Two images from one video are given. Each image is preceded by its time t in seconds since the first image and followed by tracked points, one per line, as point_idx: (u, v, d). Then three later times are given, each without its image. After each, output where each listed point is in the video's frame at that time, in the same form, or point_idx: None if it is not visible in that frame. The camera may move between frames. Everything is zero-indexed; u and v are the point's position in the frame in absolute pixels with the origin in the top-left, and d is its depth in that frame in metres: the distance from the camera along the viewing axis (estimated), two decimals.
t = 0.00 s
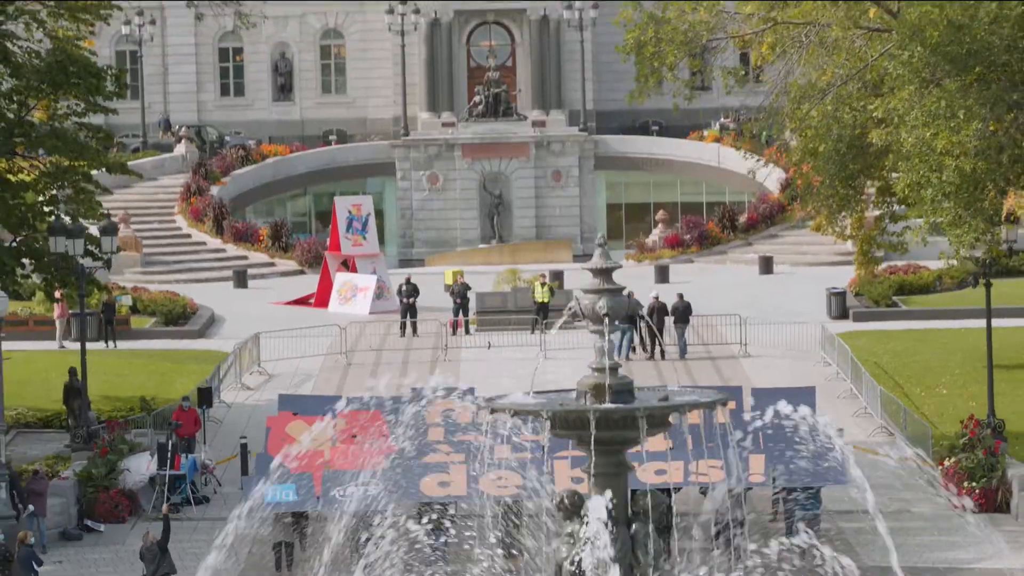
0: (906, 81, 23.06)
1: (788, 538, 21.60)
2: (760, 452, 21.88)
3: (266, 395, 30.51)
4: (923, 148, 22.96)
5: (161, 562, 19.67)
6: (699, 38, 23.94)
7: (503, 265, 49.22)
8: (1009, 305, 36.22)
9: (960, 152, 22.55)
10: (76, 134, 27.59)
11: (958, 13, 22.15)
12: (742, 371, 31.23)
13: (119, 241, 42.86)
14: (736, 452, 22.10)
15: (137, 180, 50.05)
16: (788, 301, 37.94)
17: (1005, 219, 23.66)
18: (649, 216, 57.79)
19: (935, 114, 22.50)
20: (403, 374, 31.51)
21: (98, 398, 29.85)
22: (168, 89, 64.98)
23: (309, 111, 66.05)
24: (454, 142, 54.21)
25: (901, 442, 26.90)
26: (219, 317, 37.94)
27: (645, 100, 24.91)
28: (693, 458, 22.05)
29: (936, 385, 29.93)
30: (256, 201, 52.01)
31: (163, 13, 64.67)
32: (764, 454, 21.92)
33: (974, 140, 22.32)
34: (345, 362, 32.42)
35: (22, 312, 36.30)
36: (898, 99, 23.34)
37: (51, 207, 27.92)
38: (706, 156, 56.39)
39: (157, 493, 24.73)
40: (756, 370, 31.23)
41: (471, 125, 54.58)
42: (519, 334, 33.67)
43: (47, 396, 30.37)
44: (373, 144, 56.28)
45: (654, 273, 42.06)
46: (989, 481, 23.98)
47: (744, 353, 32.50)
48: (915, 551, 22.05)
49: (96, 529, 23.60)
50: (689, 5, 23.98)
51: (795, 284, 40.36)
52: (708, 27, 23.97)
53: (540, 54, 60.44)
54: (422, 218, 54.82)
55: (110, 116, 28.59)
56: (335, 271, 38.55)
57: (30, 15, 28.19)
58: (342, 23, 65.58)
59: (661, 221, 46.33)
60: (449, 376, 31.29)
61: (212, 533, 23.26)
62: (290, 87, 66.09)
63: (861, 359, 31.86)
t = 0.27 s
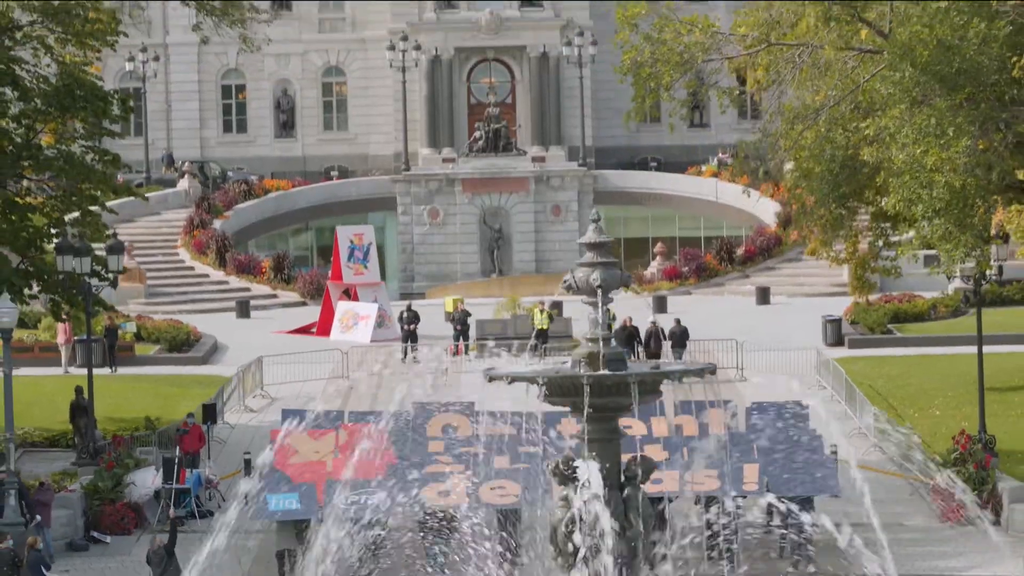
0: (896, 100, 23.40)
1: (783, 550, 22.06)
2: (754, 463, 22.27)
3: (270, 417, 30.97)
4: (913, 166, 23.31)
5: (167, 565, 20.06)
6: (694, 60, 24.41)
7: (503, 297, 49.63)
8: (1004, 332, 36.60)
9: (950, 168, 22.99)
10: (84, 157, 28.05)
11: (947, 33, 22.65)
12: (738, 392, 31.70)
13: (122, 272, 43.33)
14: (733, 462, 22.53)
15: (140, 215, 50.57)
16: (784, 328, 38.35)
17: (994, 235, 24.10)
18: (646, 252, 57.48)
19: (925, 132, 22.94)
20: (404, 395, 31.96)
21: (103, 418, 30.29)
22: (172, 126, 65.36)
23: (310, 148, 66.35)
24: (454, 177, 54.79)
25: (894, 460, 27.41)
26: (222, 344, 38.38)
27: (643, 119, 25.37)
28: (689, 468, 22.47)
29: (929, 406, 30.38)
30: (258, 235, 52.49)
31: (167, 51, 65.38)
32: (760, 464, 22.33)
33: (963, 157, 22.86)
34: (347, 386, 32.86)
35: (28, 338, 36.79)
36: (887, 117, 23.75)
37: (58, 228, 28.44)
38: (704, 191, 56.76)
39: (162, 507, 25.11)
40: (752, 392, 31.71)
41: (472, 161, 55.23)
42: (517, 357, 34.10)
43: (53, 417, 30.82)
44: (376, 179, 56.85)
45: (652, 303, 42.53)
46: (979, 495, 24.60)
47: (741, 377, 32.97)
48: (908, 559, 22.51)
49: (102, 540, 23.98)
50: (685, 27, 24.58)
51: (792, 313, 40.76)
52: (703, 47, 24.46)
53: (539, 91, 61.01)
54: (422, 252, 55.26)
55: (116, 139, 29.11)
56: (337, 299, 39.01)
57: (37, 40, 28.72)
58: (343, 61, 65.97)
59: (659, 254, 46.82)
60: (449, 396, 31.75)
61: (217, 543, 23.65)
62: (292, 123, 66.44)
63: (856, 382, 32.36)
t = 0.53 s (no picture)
0: (890, 115, 23.80)
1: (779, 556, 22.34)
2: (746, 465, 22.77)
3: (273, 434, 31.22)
4: (904, 179, 23.71)
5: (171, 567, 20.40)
6: (690, 77, 24.87)
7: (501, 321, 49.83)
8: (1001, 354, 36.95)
9: (942, 182, 23.36)
10: (90, 176, 28.43)
11: (938, 47, 23.12)
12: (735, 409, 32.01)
13: (125, 295, 43.67)
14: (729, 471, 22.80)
15: (143, 241, 50.93)
16: (782, 349, 38.66)
17: (986, 248, 24.49)
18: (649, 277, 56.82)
19: (918, 146, 23.35)
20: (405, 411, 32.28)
21: (108, 434, 30.64)
22: (175, 154, 65.66)
23: (312, 176, 66.62)
24: (455, 204, 55.17)
25: (890, 474, 27.77)
26: (225, 366, 38.72)
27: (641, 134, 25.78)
28: (689, 477, 22.72)
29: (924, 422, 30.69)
30: (261, 261, 52.80)
31: (169, 80, 65.82)
32: (756, 473, 22.60)
33: (955, 171, 23.25)
34: (348, 403, 33.17)
35: (33, 360, 37.16)
36: (879, 132, 24.12)
37: (64, 245, 28.80)
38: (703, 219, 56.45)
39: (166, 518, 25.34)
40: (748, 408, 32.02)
41: (472, 187, 55.61)
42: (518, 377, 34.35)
43: (58, 434, 31.16)
44: (378, 206, 57.24)
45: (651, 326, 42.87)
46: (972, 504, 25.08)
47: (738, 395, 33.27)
48: (902, 567, 22.81)
49: (108, 549, 24.17)
50: (682, 45, 25.08)
51: (791, 333, 41.07)
52: (699, 64, 24.96)
53: (540, 119, 61.43)
54: (423, 278, 55.55)
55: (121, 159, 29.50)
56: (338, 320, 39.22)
57: (44, 61, 29.09)
58: (345, 89, 66.34)
59: (657, 278, 47.18)
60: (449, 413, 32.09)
61: (222, 553, 23.91)
62: (294, 151, 66.77)
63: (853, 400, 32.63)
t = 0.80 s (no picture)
0: (882, 132, 24.16)
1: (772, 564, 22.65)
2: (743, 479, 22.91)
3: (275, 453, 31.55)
4: (897, 197, 24.11)
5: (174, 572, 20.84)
6: (687, 94, 25.69)
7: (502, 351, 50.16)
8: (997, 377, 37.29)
9: (934, 197, 23.62)
10: (96, 196, 28.89)
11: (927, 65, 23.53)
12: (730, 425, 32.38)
13: (128, 322, 44.08)
14: (723, 479, 23.13)
15: (147, 270, 51.33)
16: (779, 372, 39.02)
17: (976, 264, 24.81)
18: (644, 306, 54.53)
19: (911, 162, 23.74)
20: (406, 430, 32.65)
21: (112, 453, 31.04)
22: (178, 186, 65.95)
23: (315, 208, 66.90)
24: (455, 234, 55.56)
25: (882, 487, 28.09)
26: (228, 390, 39.10)
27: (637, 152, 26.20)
28: (682, 486, 23.04)
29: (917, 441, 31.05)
30: (265, 291, 53.10)
31: (173, 112, 66.04)
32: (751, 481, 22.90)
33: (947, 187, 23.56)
34: (349, 424, 33.55)
35: (39, 383, 37.60)
36: (869, 149, 24.64)
37: (69, 265, 29.25)
38: (703, 249, 56.13)
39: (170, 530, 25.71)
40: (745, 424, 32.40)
41: (473, 218, 56.03)
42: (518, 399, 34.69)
43: (64, 453, 31.58)
44: (380, 235, 57.74)
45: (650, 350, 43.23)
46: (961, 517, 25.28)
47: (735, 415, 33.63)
48: None
49: (112, 560, 24.58)
50: (677, 64, 25.80)
51: (790, 358, 41.39)
52: (696, 83, 25.75)
53: (540, 151, 61.90)
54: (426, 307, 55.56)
55: (126, 179, 29.95)
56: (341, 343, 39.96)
57: (50, 83, 29.54)
58: (348, 122, 66.60)
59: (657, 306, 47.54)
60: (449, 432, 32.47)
61: (226, 564, 24.26)
62: (297, 183, 66.96)
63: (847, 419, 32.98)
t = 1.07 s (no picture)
0: (873, 152, 24.84)
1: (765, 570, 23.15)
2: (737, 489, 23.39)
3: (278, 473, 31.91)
4: (887, 214, 24.85)
5: None
6: (682, 115, 26.25)
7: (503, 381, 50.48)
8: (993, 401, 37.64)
9: (924, 215, 24.44)
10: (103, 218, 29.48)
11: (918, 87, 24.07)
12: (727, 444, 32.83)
13: (133, 350, 44.36)
14: (715, 490, 23.59)
15: (151, 300, 51.79)
16: (775, 396, 39.50)
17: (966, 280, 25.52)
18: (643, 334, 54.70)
19: (900, 181, 24.43)
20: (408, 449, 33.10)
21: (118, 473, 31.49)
22: (181, 219, 65.12)
23: (317, 240, 65.71)
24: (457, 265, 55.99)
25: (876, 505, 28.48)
26: (231, 415, 39.52)
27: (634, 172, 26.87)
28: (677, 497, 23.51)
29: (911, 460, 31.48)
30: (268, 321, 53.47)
31: (178, 145, 65.27)
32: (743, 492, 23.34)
33: (936, 204, 24.30)
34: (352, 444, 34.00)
35: (45, 407, 38.09)
36: (860, 167, 25.19)
37: (77, 285, 29.72)
38: (703, 281, 56.17)
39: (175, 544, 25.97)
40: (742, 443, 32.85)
41: (475, 248, 56.54)
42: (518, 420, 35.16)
43: (69, 473, 32.11)
44: (382, 267, 58.16)
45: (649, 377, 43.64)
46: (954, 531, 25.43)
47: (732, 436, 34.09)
48: None
49: (118, 572, 24.77)
50: (673, 86, 26.33)
51: (786, 383, 41.76)
52: (691, 105, 26.31)
53: (541, 184, 62.42)
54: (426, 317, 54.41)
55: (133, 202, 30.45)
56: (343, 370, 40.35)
57: (58, 107, 30.01)
58: (350, 155, 65.38)
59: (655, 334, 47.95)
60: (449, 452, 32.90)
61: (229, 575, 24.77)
62: (299, 217, 65.73)
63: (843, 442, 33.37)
